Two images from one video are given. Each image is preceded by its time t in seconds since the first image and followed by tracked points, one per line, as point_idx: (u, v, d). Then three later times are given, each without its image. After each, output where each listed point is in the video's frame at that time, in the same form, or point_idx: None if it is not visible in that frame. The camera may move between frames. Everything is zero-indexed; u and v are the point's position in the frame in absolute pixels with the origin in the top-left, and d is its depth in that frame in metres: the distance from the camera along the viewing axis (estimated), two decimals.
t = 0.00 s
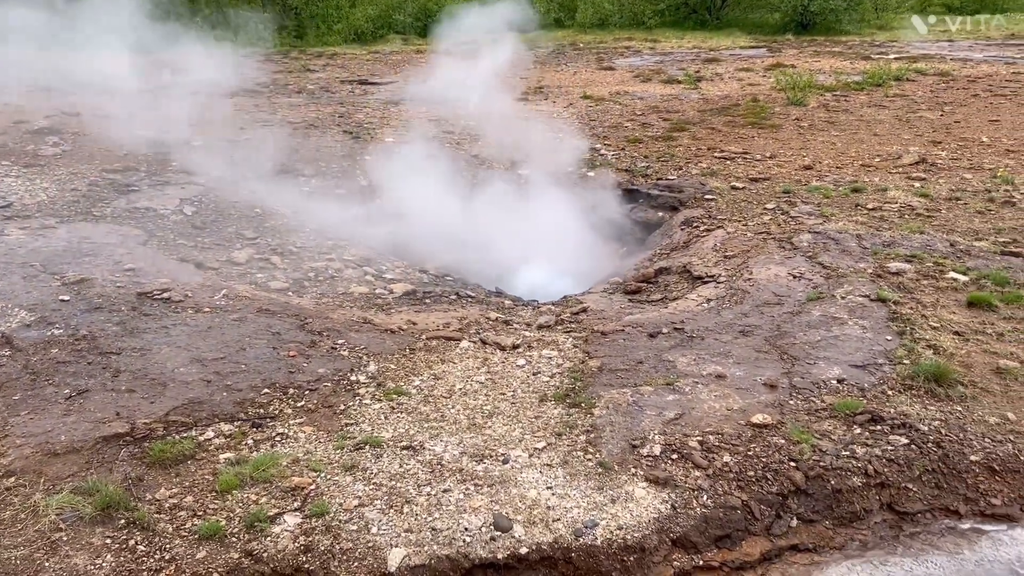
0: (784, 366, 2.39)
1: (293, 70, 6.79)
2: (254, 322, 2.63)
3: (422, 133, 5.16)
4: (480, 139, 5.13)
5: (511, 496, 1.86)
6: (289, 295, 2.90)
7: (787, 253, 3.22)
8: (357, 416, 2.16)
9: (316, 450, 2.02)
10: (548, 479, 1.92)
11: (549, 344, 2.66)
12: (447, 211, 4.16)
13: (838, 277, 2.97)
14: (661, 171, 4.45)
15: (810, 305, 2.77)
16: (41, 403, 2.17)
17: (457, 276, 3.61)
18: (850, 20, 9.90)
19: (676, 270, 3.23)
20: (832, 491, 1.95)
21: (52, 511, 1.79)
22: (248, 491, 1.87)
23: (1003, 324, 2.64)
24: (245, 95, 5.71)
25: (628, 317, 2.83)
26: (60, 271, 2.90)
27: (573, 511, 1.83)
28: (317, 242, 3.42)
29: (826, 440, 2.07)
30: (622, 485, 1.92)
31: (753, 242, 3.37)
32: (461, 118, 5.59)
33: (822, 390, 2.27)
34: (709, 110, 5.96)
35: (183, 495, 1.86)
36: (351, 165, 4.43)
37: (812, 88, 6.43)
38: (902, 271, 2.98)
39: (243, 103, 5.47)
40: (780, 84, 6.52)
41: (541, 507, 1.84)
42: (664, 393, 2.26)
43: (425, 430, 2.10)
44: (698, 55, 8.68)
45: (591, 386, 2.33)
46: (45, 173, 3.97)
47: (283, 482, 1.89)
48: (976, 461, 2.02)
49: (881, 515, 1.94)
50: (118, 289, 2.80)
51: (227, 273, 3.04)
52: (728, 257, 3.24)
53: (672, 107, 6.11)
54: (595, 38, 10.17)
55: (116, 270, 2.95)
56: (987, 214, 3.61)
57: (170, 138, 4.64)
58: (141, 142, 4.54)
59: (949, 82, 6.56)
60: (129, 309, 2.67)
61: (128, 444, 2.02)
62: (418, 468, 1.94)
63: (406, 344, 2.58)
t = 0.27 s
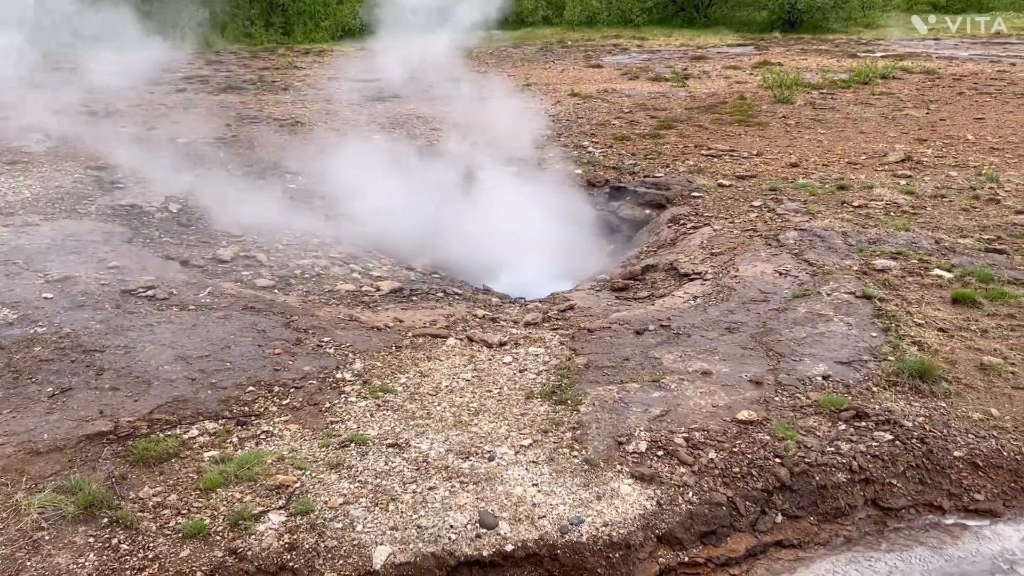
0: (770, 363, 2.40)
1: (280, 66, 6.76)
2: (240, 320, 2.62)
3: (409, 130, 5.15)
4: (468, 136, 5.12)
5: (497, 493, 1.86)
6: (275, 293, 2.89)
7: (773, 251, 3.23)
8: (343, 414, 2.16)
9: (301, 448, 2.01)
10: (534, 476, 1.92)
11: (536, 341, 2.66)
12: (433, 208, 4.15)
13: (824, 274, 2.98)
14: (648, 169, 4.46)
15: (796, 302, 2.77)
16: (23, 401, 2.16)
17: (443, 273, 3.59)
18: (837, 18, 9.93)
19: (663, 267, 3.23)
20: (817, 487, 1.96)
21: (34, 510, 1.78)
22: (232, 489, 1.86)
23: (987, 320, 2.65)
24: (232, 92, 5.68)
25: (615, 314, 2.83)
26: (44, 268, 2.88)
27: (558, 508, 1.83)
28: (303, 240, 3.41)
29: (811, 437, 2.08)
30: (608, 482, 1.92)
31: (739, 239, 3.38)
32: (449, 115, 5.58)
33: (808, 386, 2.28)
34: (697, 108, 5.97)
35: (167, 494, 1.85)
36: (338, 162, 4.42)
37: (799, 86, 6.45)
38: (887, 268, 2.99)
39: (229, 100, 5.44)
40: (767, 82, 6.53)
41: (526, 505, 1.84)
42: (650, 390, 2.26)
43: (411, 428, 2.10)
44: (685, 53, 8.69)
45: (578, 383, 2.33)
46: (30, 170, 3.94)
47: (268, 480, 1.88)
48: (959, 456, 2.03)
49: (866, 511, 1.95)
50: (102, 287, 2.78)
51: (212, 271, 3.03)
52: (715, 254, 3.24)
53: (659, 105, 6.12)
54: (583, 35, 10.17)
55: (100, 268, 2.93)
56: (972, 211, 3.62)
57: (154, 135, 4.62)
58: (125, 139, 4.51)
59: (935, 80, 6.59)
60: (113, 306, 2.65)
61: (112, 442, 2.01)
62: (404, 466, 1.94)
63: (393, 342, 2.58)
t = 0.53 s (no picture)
0: (757, 361, 2.41)
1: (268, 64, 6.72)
2: (226, 320, 2.61)
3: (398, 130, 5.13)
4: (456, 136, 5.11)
5: (484, 493, 1.86)
6: (262, 293, 2.88)
7: (760, 250, 3.24)
8: (330, 414, 2.15)
9: (288, 448, 2.01)
10: (521, 474, 1.92)
11: (524, 340, 2.65)
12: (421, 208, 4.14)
13: (811, 273, 2.98)
14: (636, 168, 4.46)
15: (783, 301, 2.78)
16: (8, 402, 2.14)
17: (431, 272, 3.58)
18: (824, 19, 9.96)
19: (651, 267, 3.23)
20: (804, 484, 1.97)
21: (18, 512, 1.77)
22: (218, 490, 1.86)
23: (972, 318, 2.67)
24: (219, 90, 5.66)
25: (602, 313, 2.83)
26: (28, 269, 2.86)
27: (545, 507, 1.83)
28: (290, 240, 3.40)
29: (798, 434, 2.08)
30: (595, 481, 1.92)
31: (726, 238, 3.39)
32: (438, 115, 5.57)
33: (794, 385, 2.29)
34: (684, 108, 5.98)
35: (153, 495, 1.84)
36: (325, 162, 4.41)
37: (786, 85, 6.47)
38: (873, 267, 3.01)
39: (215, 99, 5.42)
40: (754, 82, 6.55)
41: (513, 504, 1.84)
42: (637, 389, 2.27)
43: (398, 428, 2.09)
44: (673, 53, 8.71)
45: (565, 382, 2.33)
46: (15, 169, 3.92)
47: (254, 481, 1.88)
48: (944, 454, 2.04)
49: (851, 509, 1.96)
50: (87, 287, 2.77)
51: (199, 271, 3.01)
52: (702, 253, 3.25)
53: (647, 104, 6.13)
54: (571, 35, 10.17)
55: (86, 268, 2.91)
56: (957, 210, 3.64)
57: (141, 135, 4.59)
58: (112, 138, 4.49)
59: (921, 80, 6.62)
60: (99, 307, 2.64)
61: (97, 443, 2.00)
62: (391, 466, 1.93)
63: (380, 341, 2.57)
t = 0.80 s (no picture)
0: (745, 361, 2.41)
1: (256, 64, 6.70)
2: (214, 322, 2.60)
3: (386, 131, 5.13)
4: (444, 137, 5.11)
5: (473, 493, 1.86)
6: (251, 295, 2.87)
7: (748, 249, 3.25)
8: (318, 416, 2.15)
9: (277, 450, 2.00)
10: (510, 475, 1.93)
11: (513, 341, 2.66)
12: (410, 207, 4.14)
13: (799, 272, 3.00)
14: (625, 169, 4.47)
15: (770, 300, 2.79)
16: None
17: (420, 272, 3.58)
18: (812, 19, 10.00)
19: (640, 267, 3.24)
20: (792, 483, 1.98)
21: (5, 516, 1.76)
22: (207, 492, 1.85)
23: (959, 317, 2.68)
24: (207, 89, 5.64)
25: (592, 313, 2.84)
26: (15, 272, 2.84)
27: (534, 507, 1.84)
28: (279, 241, 3.39)
29: (786, 433, 2.09)
30: (584, 481, 1.92)
31: (715, 238, 3.40)
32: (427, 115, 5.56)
33: (782, 384, 2.29)
34: (673, 108, 6.00)
35: (141, 498, 1.83)
36: (314, 163, 4.40)
37: (774, 86, 6.49)
38: (861, 266, 3.02)
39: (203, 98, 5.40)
40: (743, 82, 6.57)
41: (502, 504, 1.84)
42: (626, 389, 2.27)
43: (387, 429, 2.09)
44: (662, 53, 8.73)
45: (554, 383, 2.33)
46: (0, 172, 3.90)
47: (243, 483, 1.87)
48: (930, 452, 2.05)
49: (839, 507, 1.97)
50: (74, 289, 2.76)
51: (187, 273, 3.00)
52: (691, 253, 3.26)
53: (636, 105, 6.14)
54: (560, 36, 10.18)
55: (73, 270, 2.90)
56: (944, 210, 3.66)
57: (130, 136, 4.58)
58: (100, 140, 4.47)
59: (908, 80, 6.65)
60: (86, 309, 2.63)
61: (84, 446, 1.99)
62: (380, 467, 1.93)
63: (369, 343, 2.57)
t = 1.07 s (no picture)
0: (734, 360, 2.42)
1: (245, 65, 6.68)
2: (203, 325, 2.60)
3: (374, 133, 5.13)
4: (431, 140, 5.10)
5: (464, 494, 1.86)
6: (240, 297, 2.86)
7: (737, 249, 3.26)
8: (309, 418, 2.14)
9: (267, 452, 2.00)
10: (500, 476, 1.93)
11: (504, 342, 2.66)
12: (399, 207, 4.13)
13: (788, 272, 3.01)
14: (615, 169, 4.48)
15: (760, 300, 2.80)
16: None
17: (410, 275, 3.57)
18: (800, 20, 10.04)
19: (629, 267, 3.25)
20: (781, 482, 1.98)
21: None
22: (197, 495, 1.85)
23: (946, 315, 2.70)
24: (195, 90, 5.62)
25: (582, 314, 2.84)
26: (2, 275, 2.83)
27: (525, 507, 1.84)
28: (268, 243, 3.38)
29: (775, 432, 2.10)
30: (574, 481, 1.92)
31: (704, 238, 3.41)
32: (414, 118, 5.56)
33: (771, 383, 2.30)
34: (662, 109, 6.01)
35: (130, 501, 1.82)
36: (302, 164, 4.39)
37: (762, 86, 6.51)
38: (849, 266, 3.03)
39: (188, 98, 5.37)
40: (731, 83, 6.59)
41: (493, 505, 1.84)
42: (616, 389, 2.27)
43: (377, 430, 2.09)
44: (651, 54, 8.75)
45: (545, 383, 2.33)
46: None
47: (233, 485, 1.87)
48: (919, 450, 2.06)
49: (829, 505, 1.98)
50: (62, 293, 2.74)
51: (176, 276, 2.99)
52: (680, 254, 3.27)
53: (625, 106, 6.15)
54: (550, 37, 10.19)
55: (61, 274, 2.89)
56: (931, 209, 3.68)
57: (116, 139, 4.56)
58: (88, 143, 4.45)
59: (895, 80, 6.69)
60: (74, 313, 2.62)
61: (72, 450, 1.98)
62: (370, 469, 1.93)
63: (359, 345, 2.56)
